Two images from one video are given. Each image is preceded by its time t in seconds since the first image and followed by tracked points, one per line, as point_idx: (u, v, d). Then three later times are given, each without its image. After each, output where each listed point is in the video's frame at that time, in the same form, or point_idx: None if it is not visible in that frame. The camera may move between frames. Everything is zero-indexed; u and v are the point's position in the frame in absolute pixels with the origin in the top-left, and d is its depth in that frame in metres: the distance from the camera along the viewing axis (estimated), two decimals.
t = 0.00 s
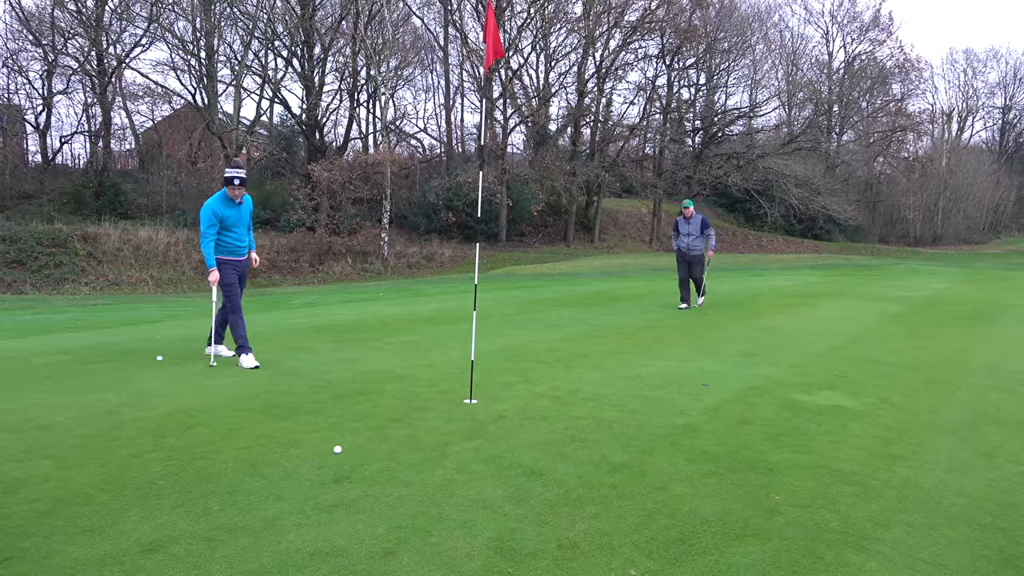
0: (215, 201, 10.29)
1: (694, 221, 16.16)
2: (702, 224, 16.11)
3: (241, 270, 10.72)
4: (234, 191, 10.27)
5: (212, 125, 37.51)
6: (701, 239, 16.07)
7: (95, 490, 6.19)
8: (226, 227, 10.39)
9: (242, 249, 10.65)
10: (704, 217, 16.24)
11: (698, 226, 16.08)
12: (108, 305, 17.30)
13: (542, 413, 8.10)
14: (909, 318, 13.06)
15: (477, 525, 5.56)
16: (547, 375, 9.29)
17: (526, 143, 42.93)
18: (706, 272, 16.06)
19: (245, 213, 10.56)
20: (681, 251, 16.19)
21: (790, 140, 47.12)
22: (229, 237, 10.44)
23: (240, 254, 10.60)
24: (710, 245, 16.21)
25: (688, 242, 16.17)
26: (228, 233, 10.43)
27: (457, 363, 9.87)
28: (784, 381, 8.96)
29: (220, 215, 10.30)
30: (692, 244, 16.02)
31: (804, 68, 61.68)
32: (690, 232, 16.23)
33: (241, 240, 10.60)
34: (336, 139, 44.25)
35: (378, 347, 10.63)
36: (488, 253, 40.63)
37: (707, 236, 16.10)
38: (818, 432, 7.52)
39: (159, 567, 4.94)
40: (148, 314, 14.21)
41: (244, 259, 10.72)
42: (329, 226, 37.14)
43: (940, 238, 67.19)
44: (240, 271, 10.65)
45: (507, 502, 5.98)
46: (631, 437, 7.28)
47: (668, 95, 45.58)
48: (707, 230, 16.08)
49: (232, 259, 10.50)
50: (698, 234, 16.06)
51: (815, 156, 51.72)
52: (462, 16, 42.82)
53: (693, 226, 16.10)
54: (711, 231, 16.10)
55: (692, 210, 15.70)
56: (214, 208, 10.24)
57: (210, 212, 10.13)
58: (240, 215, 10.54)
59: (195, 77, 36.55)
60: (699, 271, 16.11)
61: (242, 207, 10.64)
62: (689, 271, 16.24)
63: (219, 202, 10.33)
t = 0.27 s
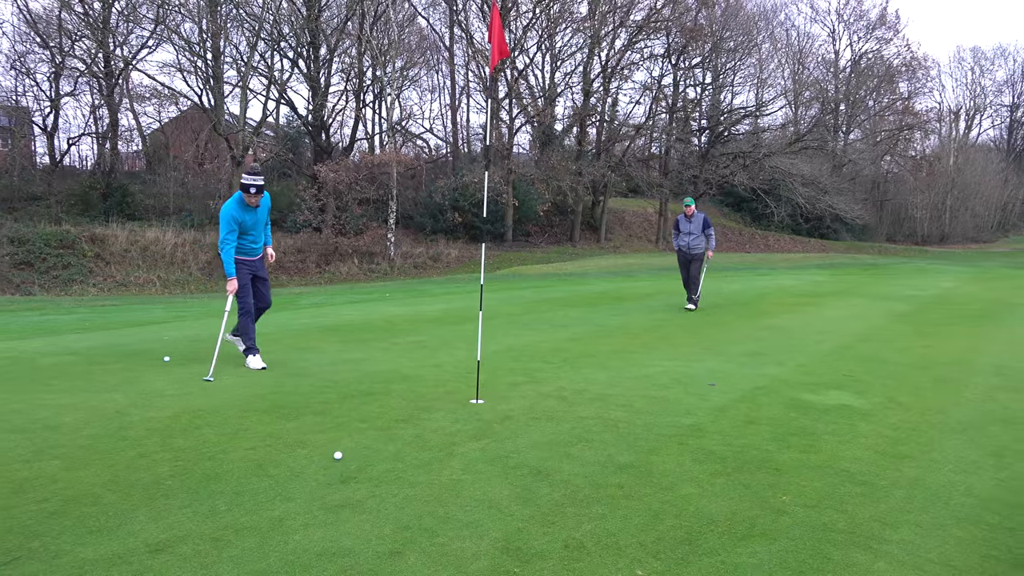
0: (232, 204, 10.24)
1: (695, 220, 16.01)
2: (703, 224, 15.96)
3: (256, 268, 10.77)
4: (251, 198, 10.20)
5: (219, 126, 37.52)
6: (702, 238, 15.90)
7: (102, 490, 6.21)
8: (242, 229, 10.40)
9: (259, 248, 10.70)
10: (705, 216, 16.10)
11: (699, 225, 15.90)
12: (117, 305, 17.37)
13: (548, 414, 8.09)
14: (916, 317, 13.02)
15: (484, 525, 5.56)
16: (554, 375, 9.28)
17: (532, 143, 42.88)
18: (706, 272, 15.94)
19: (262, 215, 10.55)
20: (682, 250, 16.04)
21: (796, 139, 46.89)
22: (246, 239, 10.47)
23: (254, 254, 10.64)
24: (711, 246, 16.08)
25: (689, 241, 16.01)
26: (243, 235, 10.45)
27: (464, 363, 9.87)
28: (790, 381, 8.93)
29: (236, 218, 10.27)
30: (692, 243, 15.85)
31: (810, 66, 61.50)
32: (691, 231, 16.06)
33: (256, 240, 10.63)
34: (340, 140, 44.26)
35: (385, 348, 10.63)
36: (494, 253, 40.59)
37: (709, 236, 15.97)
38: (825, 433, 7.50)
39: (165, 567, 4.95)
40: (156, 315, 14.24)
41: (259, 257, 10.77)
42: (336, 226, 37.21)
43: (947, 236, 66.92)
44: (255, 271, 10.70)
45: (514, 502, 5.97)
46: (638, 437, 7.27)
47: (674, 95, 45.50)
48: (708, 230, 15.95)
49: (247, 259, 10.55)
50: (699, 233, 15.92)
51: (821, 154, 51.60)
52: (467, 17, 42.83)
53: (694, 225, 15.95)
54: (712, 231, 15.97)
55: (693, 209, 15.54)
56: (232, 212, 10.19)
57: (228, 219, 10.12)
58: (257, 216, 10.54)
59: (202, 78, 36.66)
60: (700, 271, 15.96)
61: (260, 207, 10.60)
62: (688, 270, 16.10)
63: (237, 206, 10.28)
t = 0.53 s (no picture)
0: (251, 204, 10.28)
1: (702, 220, 15.95)
2: (711, 224, 15.89)
3: (273, 269, 10.81)
4: (270, 198, 10.24)
5: (232, 129, 37.75)
6: (710, 238, 15.84)
7: (117, 492, 6.25)
8: (260, 230, 10.44)
9: (276, 249, 10.75)
10: (713, 216, 16.02)
11: (706, 225, 15.84)
12: (132, 308, 17.48)
13: (560, 414, 8.08)
14: (931, 316, 12.93)
15: (495, 526, 5.56)
16: (566, 376, 9.26)
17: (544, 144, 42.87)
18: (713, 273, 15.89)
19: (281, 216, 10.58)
20: (689, 251, 16.02)
21: (810, 138, 46.60)
22: (262, 239, 10.51)
23: (272, 255, 10.68)
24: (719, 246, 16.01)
25: (697, 242, 15.97)
26: (260, 234, 10.49)
27: (476, 364, 9.87)
28: (804, 381, 8.87)
29: (254, 218, 10.30)
30: (699, 244, 15.82)
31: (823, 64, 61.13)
32: (699, 231, 16.01)
33: (273, 241, 10.66)
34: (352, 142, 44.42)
35: (397, 349, 10.65)
36: (505, 254, 40.61)
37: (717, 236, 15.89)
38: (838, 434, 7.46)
39: (179, 567, 4.98)
40: (171, 317, 14.32)
41: (277, 258, 10.82)
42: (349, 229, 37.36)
43: (963, 234, 66.47)
44: (272, 272, 10.75)
45: (526, 503, 5.97)
46: (650, 438, 7.25)
47: (686, 95, 45.38)
48: (716, 230, 15.87)
49: (263, 259, 10.58)
50: (706, 234, 15.87)
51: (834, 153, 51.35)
52: (478, 18, 42.91)
53: (701, 226, 15.90)
54: (720, 231, 15.89)
55: (700, 210, 15.49)
56: (250, 210, 10.23)
57: (244, 219, 10.16)
58: (275, 217, 10.57)
59: (215, 82, 36.87)
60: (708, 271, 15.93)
61: (280, 208, 10.63)
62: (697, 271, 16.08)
63: (255, 205, 10.32)
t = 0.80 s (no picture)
0: (259, 208, 10.32)
1: (700, 222, 15.98)
2: (707, 225, 15.91)
3: (282, 274, 10.85)
4: (278, 202, 10.29)
5: (237, 135, 37.91)
6: (706, 239, 15.89)
7: (124, 497, 6.26)
8: (267, 234, 10.48)
9: (285, 254, 10.80)
10: (710, 218, 16.02)
11: (703, 226, 15.88)
12: (139, 314, 17.53)
13: (562, 416, 8.06)
14: (938, 316, 12.86)
15: (500, 528, 5.55)
16: (570, 379, 9.27)
17: (549, 147, 42.86)
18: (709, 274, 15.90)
19: (290, 221, 10.63)
20: (687, 252, 16.05)
21: (815, 138, 46.41)
22: (271, 244, 10.56)
23: (280, 260, 10.72)
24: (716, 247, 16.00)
25: (694, 243, 16.02)
26: (268, 239, 10.54)
27: (480, 367, 9.87)
28: (808, 382, 8.85)
29: (262, 222, 10.35)
30: (696, 246, 15.87)
31: (827, 65, 60.95)
32: (696, 233, 16.07)
33: (282, 246, 10.71)
34: (357, 146, 44.51)
35: (402, 353, 10.66)
36: (510, 258, 40.60)
37: (713, 237, 15.89)
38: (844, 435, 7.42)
39: (185, 572, 4.98)
40: (179, 323, 14.38)
41: (286, 263, 10.86)
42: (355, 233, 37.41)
43: (971, 234, 66.20)
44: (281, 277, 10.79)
45: (530, 505, 5.95)
46: (655, 439, 7.24)
47: (690, 96, 45.32)
48: (713, 231, 15.87)
49: (272, 264, 10.63)
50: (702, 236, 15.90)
51: (840, 154, 51.20)
52: (482, 22, 42.99)
53: (698, 227, 15.94)
54: (717, 232, 15.88)
55: (696, 211, 15.53)
56: (258, 215, 10.28)
57: (252, 223, 10.21)
58: (285, 223, 10.63)
59: (221, 88, 37.02)
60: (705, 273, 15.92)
61: (289, 213, 10.68)
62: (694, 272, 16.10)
63: (264, 210, 10.36)
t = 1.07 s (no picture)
0: (269, 216, 10.34)
1: (692, 227, 15.75)
2: (700, 231, 15.68)
3: (289, 282, 10.87)
4: (289, 211, 10.31)
5: (243, 144, 38.03)
6: (699, 245, 15.66)
7: (132, 505, 6.28)
8: (276, 242, 10.50)
9: (292, 263, 10.81)
10: (702, 222, 15.78)
11: (695, 232, 15.66)
12: (145, 323, 17.57)
13: (567, 422, 8.05)
14: (944, 320, 12.82)
15: (506, 534, 5.55)
16: (575, 385, 9.26)
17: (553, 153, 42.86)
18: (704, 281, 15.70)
19: (298, 230, 10.65)
20: (680, 259, 15.85)
21: (819, 142, 46.28)
22: (280, 252, 10.58)
23: (288, 268, 10.74)
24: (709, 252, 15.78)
25: (687, 250, 15.81)
26: (277, 247, 10.55)
27: (485, 374, 9.87)
28: (813, 386, 8.83)
29: (272, 231, 10.37)
30: (689, 252, 15.67)
31: (830, 68, 60.91)
32: (688, 239, 15.85)
33: (290, 254, 10.73)
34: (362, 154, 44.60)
35: (406, 360, 10.67)
36: (515, 264, 40.61)
37: (706, 242, 15.66)
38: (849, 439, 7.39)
39: None
40: (186, 331, 14.41)
41: (293, 272, 10.88)
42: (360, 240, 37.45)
43: (977, 236, 65.94)
44: (288, 285, 10.81)
45: (535, 511, 5.95)
46: (660, 444, 7.22)
47: (694, 101, 45.32)
48: (706, 237, 15.64)
49: (279, 271, 10.66)
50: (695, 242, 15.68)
51: (845, 158, 51.10)
52: (486, 30, 43.09)
53: (690, 233, 15.71)
54: (710, 237, 15.66)
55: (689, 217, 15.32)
56: (267, 224, 10.29)
57: (262, 231, 10.23)
58: (293, 232, 10.65)
59: (225, 97, 37.19)
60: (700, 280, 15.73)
61: (297, 222, 10.70)
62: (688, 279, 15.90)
63: (273, 218, 10.37)
